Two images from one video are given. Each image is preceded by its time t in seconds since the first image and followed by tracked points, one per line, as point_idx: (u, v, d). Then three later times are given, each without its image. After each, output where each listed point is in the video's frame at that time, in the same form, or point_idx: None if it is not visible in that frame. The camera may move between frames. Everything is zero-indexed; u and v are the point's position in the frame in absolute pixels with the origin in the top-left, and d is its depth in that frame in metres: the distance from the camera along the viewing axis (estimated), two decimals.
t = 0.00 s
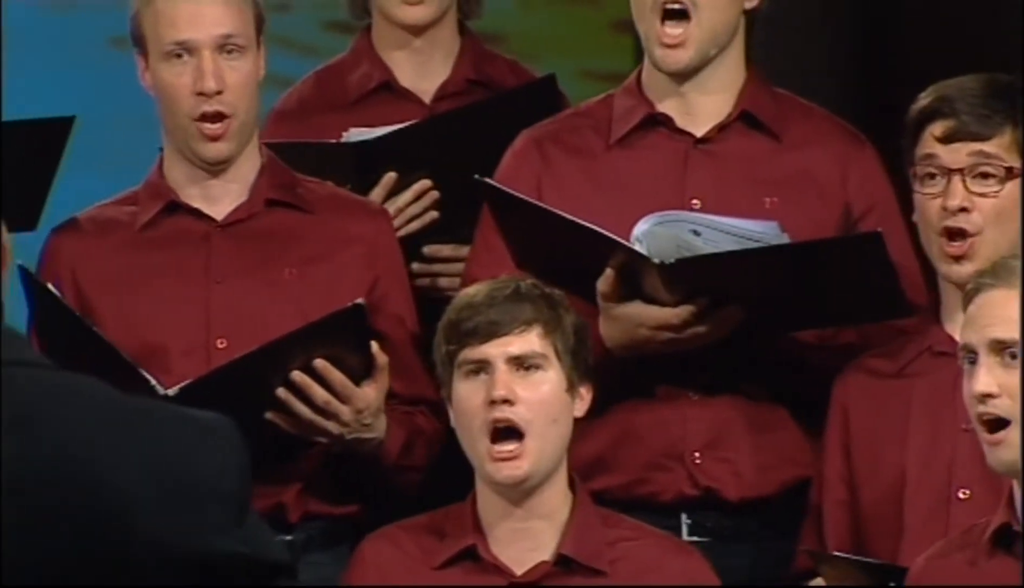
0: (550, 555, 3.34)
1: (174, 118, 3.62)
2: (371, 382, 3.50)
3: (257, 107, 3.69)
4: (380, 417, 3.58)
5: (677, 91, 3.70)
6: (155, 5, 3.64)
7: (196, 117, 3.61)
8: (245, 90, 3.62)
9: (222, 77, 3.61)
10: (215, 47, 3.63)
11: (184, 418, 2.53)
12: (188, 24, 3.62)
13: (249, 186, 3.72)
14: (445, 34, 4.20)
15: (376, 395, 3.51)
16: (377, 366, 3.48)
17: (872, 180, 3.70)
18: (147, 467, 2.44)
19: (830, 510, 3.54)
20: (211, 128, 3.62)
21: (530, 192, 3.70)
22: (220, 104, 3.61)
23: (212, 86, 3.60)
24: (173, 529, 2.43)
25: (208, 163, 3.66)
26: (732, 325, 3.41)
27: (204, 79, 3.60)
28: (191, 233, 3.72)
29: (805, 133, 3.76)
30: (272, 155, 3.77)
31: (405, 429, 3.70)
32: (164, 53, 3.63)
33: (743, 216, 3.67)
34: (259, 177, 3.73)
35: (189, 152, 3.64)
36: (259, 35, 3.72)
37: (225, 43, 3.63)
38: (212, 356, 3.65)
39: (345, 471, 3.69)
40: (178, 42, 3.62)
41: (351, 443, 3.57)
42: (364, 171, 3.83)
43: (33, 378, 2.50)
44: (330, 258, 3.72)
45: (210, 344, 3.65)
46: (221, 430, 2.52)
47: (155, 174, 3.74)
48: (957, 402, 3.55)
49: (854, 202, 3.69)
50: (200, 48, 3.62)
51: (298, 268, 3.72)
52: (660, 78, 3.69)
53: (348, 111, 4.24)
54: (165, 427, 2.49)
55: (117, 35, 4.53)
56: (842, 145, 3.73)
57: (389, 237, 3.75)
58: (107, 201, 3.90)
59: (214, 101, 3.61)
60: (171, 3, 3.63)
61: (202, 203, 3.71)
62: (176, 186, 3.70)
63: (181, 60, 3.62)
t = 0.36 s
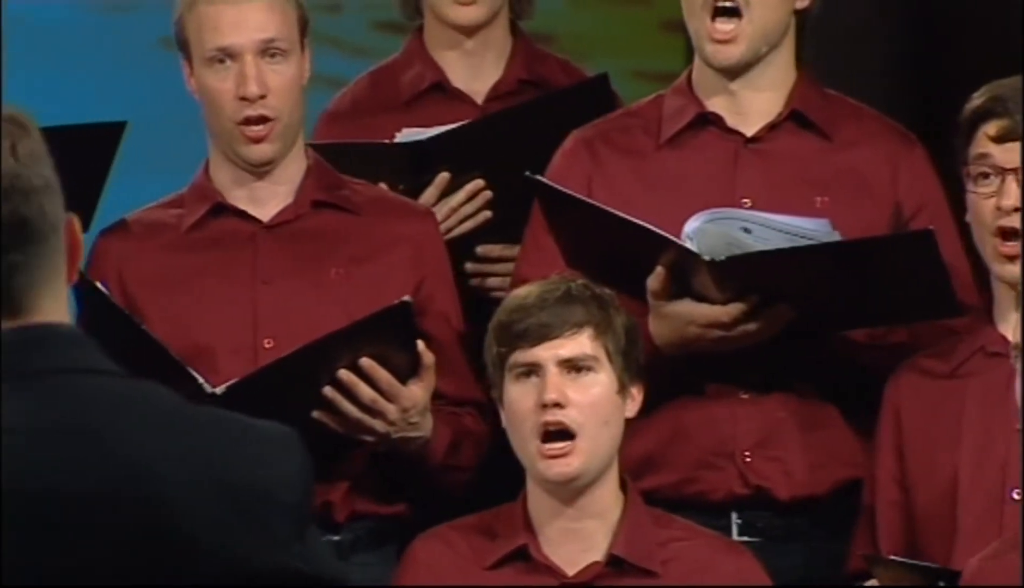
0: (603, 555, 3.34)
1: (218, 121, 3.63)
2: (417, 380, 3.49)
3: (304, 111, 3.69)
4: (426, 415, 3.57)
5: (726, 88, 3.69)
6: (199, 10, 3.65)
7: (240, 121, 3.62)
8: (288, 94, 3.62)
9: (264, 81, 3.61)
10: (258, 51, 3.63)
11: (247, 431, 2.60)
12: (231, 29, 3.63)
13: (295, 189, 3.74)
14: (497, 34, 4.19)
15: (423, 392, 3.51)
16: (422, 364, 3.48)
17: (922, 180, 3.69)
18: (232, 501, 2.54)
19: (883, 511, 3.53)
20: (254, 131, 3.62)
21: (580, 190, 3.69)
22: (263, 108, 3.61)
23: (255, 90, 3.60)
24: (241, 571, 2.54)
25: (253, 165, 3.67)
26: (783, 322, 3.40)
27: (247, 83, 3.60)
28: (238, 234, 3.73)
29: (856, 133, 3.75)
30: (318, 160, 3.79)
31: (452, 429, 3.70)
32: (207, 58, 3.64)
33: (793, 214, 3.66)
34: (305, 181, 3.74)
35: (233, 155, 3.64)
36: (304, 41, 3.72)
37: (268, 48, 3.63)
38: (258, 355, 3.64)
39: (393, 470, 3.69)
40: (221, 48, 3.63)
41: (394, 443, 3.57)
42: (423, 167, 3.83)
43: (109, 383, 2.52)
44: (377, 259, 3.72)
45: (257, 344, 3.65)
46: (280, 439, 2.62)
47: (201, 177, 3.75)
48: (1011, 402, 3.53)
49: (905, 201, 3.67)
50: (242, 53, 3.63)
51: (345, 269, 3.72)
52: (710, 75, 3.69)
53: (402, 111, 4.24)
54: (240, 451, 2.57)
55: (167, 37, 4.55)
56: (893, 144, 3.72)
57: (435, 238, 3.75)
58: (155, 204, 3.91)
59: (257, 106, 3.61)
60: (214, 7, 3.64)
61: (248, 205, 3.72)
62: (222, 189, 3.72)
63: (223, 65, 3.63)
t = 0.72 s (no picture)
0: (651, 556, 3.33)
1: (266, 118, 3.61)
2: (466, 379, 3.51)
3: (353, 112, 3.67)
4: (472, 414, 3.57)
5: (774, 75, 3.67)
6: (251, 9, 3.66)
7: (288, 116, 3.59)
8: (337, 92, 3.60)
9: (313, 78, 3.59)
10: (307, 49, 3.62)
11: (307, 421, 2.45)
12: (282, 28, 3.62)
13: (345, 192, 3.72)
14: (549, 31, 4.18)
15: (472, 392, 3.52)
16: (472, 364, 3.49)
17: (974, 181, 3.66)
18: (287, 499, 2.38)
19: (934, 512, 3.51)
20: (302, 126, 3.60)
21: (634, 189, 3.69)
22: (312, 105, 3.59)
23: (303, 86, 3.58)
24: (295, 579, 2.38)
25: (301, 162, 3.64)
26: (844, 321, 3.38)
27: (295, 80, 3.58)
28: (287, 235, 3.72)
29: (908, 131, 3.74)
30: (368, 163, 3.78)
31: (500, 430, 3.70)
32: (257, 55, 3.63)
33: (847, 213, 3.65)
34: (355, 184, 3.73)
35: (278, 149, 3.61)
36: (355, 45, 3.72)
37: (317, 46, 3.63)
38: (308, 355, 3.64)
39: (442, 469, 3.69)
40: (272, 45, 3.62)
41: (441, 442, 3.56)
42: (473, 164, 3.83)
43: (170, 374, 2.38)
44: (426, 260, 3.73)
45: (305, 344, 3.65)
46: (336, 430, 2.46)
47: (252, 178, 3.74)
48: None
49: (958, 202, 3.65)
50: (292, 50, 3.62)
51: (393, 269, 3.73)
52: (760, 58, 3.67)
53: (453, 112, 4.24)
54: (298, 441, 2.41)
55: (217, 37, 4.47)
56: (946, 144, 3.71)
57: (481, 241, 3.76)
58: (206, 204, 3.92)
59: (306, 102, 3.59)
60: (265, 6, 3.64)
61: (300, 208, 3.71)
62: (273, 189, 3.70)
63: (273, 63, 3.62)
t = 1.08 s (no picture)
0: (702, 555, 3.35)
1: (313, 104, 3.64)
2: (523, 374, 3.50)
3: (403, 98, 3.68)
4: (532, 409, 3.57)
5: (825, 81, 3.67)
6: None
7: (333, 99, 3.63)
8: (384, 74, 3.62)
9: (359, 60, 3.62)
10: (352, 32, 3.63)
11: (348, 418, 2.51)
12: (326, 12, 3.64)
13: (396, 184, 3.73)
14: (603, 32, 4.11)
15: (529, 386, 3.51)
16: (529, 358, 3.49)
17: None
18: (329, 472, 2.43)
19: (984, 514, 3.50)
20: (349, 112, 3.63)
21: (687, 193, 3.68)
22: (358, 86, 3.62)
23: (348, 68, 3.61)
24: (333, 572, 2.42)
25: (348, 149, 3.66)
26: (903, 325, 3.37)
27: (339, 60, 3.61)
28: (339, 232, 3.73)
29: (961, 127, 3.72)
30: (420, 156, 3.78)
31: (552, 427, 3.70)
32: (302, 40, 3.65)
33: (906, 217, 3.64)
34: (404, 177, 3.74)
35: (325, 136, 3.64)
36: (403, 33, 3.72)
37: (362, 30, 3.64)
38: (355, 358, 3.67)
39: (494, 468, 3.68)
40: (317, 31, 3.64)
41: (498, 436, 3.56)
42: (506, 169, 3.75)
43: (203, 369, 2.43)
44: (475, 257, 3.72)
45: (355, 345, 3.67)
46: (378, 425, 2.54)
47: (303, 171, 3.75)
48: None
49: (1011, 196, 3.63)
50: (337, 34, 3.63)
51: (442, 269, 3.72)
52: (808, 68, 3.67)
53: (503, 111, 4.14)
54: (338, 424, 2.48)
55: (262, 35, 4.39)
56: (999, 140, 3.69)
57: (534, 236, 3.74)
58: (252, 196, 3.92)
59: (352, 83, 3.62)
60: None
61: (350, 202, 3.74)
62: (323, 184, 3.72)
63: (319, 48, 3.64)
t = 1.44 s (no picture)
0: (749, 554, 3.35)
1: (363, 108, 3.63)
2: (573, 376, 3.48)
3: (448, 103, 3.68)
4: (581, 411, 3.55)
5: (870, 85, 3.67)
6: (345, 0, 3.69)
7: (381, 102, 3.61)
8: (431, 79, 3.62)
9: (407, 65, 3.62)
10: (400, 36, 3.65)
11: (402, 441, 2.48)
12: (376, 16, 3.66)
13: (442, 188, 3.74)
14: (660, 31, 4.12)
15: (579, 389, 3.49)
16: (579, 362, 3.47)
17: None
18: (384, 479, 2.40)
19: None
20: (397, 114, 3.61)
21: (730, 196, 3.69)
22: (405, 91, 3.61)
23: (396, 73, 3.60)
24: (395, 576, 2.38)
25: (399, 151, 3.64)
26: (940, 327, 3.35)
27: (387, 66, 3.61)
28: (385, 235, 3.74)
29: (1007, 129, 3.72)
30: (467, 157, 3.79)
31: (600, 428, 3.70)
32: (352, 44, 3.67)
33: (951, 219, 3.63)
34: (453, 178, 3.75)
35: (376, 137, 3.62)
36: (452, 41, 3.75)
37: (410, 34, 3.66)
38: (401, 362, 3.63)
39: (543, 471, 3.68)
40: (365, 34, 3.66)
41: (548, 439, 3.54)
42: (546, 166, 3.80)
43: (251, 375, 2.41)
44: (521, 262, 3.72)
45: (400, 349, 3.64)
46: (428, 451, 2.51)
47: (349, 173, 3.77)
48: None
49: None
50: (386, 38, 3.65)
51: (488, 273, 3.71)
52: (853, 74, 3.67)
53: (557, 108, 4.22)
54: (389, 440, 2.45)
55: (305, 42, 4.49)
56: None
57: (580, 240, 3.75)
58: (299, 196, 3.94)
59: (399, 88, 3.61)
60: None
61: (398, 205, 3.74)
62: (370, 186, 3.73)
63: (368, 51, 3.66)
